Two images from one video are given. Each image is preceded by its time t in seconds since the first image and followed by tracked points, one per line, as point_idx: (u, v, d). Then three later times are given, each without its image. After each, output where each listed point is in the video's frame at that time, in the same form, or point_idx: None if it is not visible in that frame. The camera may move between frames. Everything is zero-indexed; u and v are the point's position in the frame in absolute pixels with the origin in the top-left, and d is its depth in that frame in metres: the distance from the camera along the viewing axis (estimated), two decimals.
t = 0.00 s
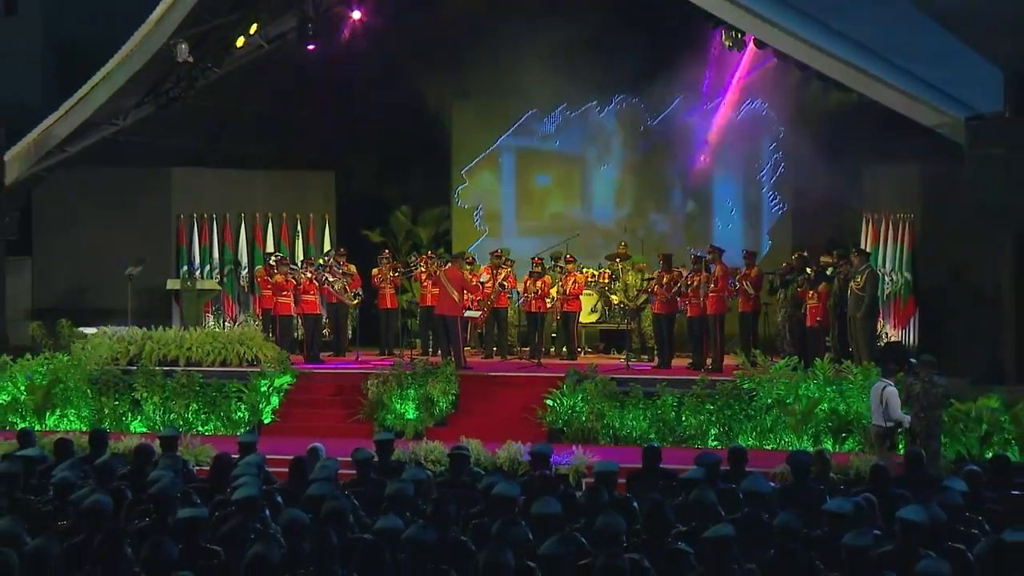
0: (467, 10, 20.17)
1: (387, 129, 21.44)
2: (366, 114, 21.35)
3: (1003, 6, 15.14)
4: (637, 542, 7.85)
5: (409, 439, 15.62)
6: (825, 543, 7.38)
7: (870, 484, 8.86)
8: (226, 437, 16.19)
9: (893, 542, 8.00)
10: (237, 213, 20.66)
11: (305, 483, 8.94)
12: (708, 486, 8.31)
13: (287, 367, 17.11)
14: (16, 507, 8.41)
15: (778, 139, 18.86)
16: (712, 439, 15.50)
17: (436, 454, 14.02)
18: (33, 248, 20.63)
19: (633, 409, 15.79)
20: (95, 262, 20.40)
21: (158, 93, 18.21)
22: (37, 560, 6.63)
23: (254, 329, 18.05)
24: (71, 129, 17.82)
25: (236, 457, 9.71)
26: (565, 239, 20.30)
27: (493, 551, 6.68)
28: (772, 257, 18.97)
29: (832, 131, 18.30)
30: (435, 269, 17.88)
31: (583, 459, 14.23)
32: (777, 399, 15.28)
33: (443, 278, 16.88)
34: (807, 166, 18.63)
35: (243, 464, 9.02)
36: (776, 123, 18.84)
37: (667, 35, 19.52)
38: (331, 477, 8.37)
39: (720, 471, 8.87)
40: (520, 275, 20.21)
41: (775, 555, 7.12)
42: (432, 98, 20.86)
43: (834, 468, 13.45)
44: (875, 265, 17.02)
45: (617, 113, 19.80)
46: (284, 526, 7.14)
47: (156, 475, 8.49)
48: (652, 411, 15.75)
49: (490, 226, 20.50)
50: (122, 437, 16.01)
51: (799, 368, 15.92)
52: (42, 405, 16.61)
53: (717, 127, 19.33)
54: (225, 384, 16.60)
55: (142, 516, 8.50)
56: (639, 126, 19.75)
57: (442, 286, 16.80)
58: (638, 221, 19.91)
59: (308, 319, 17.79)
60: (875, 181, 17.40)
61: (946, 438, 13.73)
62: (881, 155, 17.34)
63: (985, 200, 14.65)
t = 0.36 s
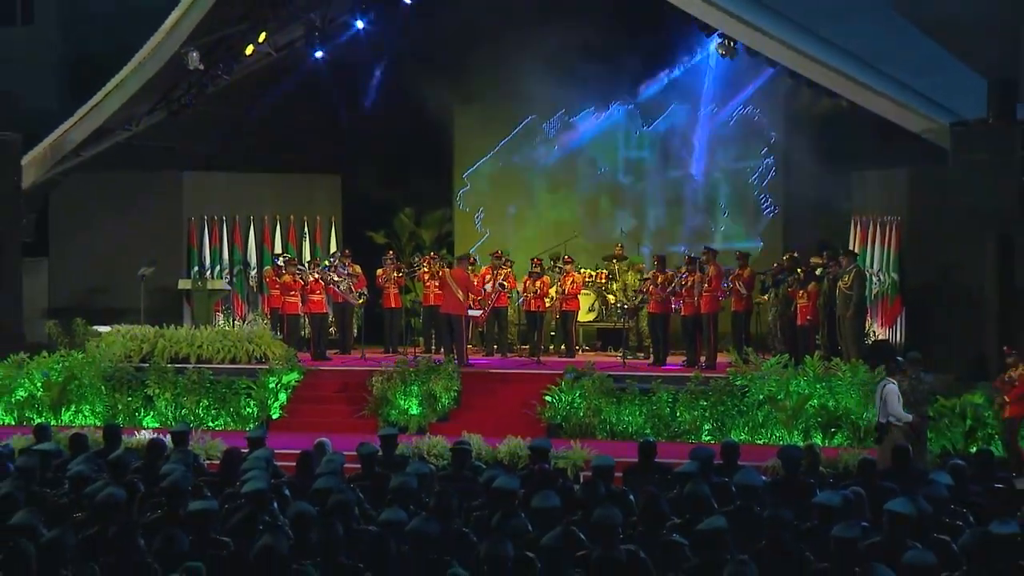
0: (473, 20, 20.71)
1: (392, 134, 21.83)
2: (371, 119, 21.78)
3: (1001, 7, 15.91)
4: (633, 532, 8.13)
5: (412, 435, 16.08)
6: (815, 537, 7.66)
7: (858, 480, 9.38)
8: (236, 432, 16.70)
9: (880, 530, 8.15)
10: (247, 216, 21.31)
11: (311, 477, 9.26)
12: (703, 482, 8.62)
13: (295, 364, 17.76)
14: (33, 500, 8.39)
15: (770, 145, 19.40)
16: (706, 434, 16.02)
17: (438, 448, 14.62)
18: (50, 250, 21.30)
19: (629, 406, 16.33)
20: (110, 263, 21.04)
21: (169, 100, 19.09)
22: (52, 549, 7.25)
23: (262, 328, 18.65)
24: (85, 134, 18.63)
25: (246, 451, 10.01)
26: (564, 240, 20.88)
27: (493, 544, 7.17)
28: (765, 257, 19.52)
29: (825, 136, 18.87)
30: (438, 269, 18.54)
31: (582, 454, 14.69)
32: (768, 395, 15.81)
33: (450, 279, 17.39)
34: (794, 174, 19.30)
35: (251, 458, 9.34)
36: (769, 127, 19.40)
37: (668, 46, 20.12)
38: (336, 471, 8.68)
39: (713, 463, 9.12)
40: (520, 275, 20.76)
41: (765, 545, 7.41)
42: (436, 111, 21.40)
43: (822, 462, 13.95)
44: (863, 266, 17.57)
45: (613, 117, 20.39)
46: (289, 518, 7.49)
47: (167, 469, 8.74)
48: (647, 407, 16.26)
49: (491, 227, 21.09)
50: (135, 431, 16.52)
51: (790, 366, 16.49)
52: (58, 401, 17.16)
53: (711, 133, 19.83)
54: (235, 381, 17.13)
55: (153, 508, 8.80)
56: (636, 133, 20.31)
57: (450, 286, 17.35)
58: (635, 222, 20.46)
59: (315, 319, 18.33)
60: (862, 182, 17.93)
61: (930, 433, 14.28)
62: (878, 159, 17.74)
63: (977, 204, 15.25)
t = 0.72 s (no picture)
0: (479, 28, 21.22)
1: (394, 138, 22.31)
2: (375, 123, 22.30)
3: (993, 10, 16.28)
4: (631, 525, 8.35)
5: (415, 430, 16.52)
6: (805, 528, 7.67)
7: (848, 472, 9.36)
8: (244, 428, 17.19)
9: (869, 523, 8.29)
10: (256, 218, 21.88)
11: (317, 472, 9.50)
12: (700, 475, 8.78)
13: (301, 362, 18.22)
14: (48, 492, 8.45)
15: (764, 148, 19.66)
16: (701, 430, 16.44)
17: (440, 444, 15.13)
18: (65, 251, 22.01)
19: (625, 402, 16.76)
20: (123, 263, 21.71)
21: (178, 106, 19.71)
22: (68, 542, 7.01)
23: (269, 326, 19.22)
24: (98, 139, 19.41)
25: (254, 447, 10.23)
26: (563, 241, 21.43)
27: (495, 536, 7.23)
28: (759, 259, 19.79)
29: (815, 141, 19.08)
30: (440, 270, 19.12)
31: (582, 448, 15.23)
32: (760, 392, 16.21)
33: (455, 278, 17.95)
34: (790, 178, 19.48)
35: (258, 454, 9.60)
36: (761, 132, 19.65)
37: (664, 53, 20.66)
38: (341, 466, 8.87)
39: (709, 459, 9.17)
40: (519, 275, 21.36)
41: (761, 538, 7.36)
42: (440, 116, 22.08)
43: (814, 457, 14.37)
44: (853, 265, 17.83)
45: (610, 122, 21.07)
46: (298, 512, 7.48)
47: (177, 463, 8.90)
48: (643, 404, 16.69)
49: (491, 229, 21.77)
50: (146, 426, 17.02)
51: (783, 363, 16.89)
52: (72, 397, 17.65)
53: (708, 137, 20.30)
54: (243, 378, 17.65)
55: (164, 502, 8.92)
56: (636, 138, 20.90)
57: (454, 285, 17.94)
58: (631, 224, 21.01)
59: (321, 318, 18.89)
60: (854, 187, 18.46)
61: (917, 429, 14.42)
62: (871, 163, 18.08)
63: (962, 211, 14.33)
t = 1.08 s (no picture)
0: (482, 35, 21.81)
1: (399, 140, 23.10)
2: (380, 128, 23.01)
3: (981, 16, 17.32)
4: (626, 517, 8.81)
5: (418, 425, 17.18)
6: (794, 520, 8.08)
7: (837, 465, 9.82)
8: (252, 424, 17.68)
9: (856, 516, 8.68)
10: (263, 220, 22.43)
11: (323, 466, 10.04)
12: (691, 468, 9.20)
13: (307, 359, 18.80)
14: (61, 487, 8.81)
15: (757, 152, 20.12)
16: (695, 425, 16.94)
17: (442, 439, 15.65)
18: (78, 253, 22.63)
19: (622, 399, 17.25)
20: (133, 264, 22.31)
21: (189, 111, 20.26)
22: (80, 533, 7.71)
23: (276, 326, 19.72)
24: (111, 142, 19.84)
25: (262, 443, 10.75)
26: (564, 242, 21.87)
27: (496, 527, 7.67)
28: (751, 260, 20.27)
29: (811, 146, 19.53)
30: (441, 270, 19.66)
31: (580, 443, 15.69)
32: (753, 388, 16.68)
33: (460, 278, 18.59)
34: (785, 182, 19.97)
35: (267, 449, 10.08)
36: (754, 137, 20.16)
37: (662, 62, 21.40)
38: (347, 460, 9.37)
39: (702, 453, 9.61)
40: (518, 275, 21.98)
41: (752, 531, 7.91)
42: (442, 121, 22.72)
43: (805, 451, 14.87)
44: (842, 266, 18.53)
45: (610, 127, 21.57)
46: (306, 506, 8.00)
47: (187, 458, 9.35)
48: (639, 400, 17.18)
49: (494, 230, 22.29)
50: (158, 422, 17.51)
51: (775, 360, 17.40)
52: (86, 394, 18.14)
53: (705, 142, 20.71)
54: (252, 375, 18.19)
55: (174, 496, 9.41)
56: (635, 142, 21.43)
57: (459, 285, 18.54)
58: (630, 226, 21.52)
59: (327, 317, 19.44)
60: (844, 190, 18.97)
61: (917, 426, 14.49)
62: (863, 166, 18.67)
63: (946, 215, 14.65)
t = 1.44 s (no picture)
0: (484, 42, 22.32)
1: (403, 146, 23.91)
2: (384, 133, 23.79)
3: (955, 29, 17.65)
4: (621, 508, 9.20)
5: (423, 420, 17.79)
6: (788, 513, 8.49)
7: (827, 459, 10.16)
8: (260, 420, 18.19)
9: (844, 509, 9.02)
10: (270, 222, 23.21)
11: (328, 458, 10.61)
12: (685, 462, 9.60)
13: (314, 356, 19.31)
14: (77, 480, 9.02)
15: (751, 156, 20.80)
16: (691, 421, 17.41)
17: (445, 434, 16.14)
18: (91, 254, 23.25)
19: (620, 395, 17.73)
20: (144, 264, 22.92)
21: (199, 116, 20.82)
22: (95, 525, 7.90)
23: (285, 326, 20.23)
24: (123, 146, 20.86)
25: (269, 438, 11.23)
26: (563, 243, 22.55)
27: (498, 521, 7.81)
28: (745, 259, 21.02)
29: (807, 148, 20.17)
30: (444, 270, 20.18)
31: (578, 439, 16.23)
32: (747, 384, 17.15)
33: (462, 278, 19.06)
34: (778, 185, 20.58)
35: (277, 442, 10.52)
36: (747, 141, 20.80)
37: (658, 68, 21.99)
38: (352, 455, 9.86)
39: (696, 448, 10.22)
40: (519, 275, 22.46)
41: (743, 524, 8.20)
42: (444, 125, 23.31)
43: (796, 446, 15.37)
44: (833, 267, 19.14)
45: (609, 131, 22.14)
46: (311, 499, 8.33)
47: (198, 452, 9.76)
48: (636, 396, 17.66)
49: (495, 232, 22.99)
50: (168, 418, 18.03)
51: (768, 358, 17.86)
52: (99, 389, 18.66)
53: (703, 145, 21.36)
54: (259, 373, 18.73)
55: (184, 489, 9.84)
56: (634, 146, 21.98)
57: (462, 284, 18.98)
58: (630, 226, 22.12)
59: (334, 316, 19.98)
60: (833, 192, 19.46)
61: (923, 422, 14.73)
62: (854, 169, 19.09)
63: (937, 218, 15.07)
